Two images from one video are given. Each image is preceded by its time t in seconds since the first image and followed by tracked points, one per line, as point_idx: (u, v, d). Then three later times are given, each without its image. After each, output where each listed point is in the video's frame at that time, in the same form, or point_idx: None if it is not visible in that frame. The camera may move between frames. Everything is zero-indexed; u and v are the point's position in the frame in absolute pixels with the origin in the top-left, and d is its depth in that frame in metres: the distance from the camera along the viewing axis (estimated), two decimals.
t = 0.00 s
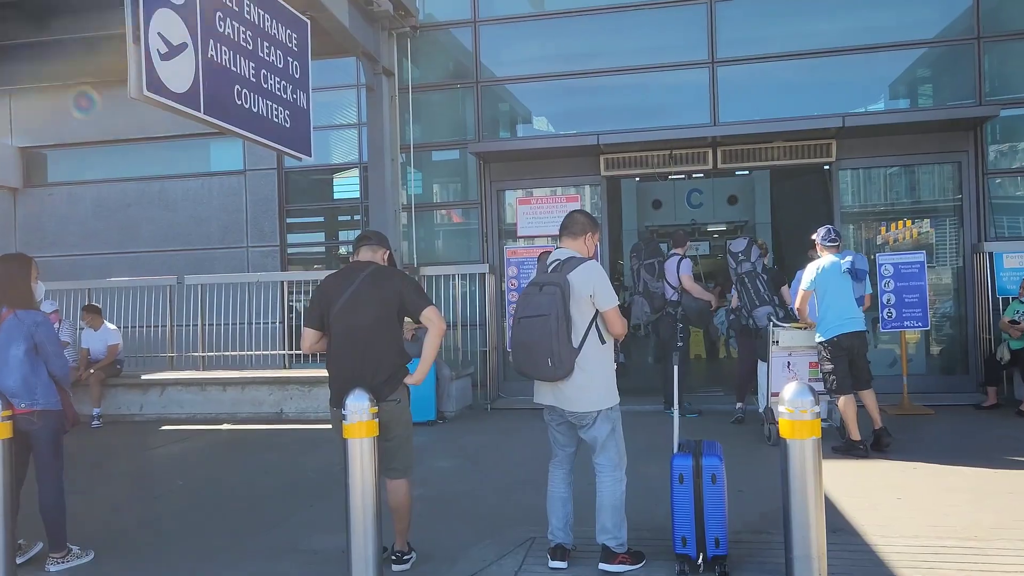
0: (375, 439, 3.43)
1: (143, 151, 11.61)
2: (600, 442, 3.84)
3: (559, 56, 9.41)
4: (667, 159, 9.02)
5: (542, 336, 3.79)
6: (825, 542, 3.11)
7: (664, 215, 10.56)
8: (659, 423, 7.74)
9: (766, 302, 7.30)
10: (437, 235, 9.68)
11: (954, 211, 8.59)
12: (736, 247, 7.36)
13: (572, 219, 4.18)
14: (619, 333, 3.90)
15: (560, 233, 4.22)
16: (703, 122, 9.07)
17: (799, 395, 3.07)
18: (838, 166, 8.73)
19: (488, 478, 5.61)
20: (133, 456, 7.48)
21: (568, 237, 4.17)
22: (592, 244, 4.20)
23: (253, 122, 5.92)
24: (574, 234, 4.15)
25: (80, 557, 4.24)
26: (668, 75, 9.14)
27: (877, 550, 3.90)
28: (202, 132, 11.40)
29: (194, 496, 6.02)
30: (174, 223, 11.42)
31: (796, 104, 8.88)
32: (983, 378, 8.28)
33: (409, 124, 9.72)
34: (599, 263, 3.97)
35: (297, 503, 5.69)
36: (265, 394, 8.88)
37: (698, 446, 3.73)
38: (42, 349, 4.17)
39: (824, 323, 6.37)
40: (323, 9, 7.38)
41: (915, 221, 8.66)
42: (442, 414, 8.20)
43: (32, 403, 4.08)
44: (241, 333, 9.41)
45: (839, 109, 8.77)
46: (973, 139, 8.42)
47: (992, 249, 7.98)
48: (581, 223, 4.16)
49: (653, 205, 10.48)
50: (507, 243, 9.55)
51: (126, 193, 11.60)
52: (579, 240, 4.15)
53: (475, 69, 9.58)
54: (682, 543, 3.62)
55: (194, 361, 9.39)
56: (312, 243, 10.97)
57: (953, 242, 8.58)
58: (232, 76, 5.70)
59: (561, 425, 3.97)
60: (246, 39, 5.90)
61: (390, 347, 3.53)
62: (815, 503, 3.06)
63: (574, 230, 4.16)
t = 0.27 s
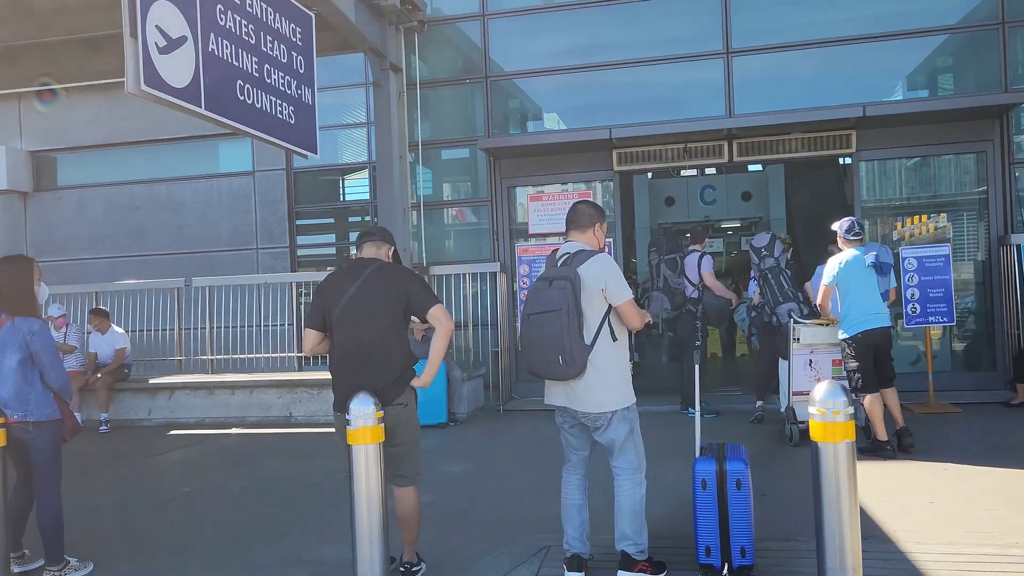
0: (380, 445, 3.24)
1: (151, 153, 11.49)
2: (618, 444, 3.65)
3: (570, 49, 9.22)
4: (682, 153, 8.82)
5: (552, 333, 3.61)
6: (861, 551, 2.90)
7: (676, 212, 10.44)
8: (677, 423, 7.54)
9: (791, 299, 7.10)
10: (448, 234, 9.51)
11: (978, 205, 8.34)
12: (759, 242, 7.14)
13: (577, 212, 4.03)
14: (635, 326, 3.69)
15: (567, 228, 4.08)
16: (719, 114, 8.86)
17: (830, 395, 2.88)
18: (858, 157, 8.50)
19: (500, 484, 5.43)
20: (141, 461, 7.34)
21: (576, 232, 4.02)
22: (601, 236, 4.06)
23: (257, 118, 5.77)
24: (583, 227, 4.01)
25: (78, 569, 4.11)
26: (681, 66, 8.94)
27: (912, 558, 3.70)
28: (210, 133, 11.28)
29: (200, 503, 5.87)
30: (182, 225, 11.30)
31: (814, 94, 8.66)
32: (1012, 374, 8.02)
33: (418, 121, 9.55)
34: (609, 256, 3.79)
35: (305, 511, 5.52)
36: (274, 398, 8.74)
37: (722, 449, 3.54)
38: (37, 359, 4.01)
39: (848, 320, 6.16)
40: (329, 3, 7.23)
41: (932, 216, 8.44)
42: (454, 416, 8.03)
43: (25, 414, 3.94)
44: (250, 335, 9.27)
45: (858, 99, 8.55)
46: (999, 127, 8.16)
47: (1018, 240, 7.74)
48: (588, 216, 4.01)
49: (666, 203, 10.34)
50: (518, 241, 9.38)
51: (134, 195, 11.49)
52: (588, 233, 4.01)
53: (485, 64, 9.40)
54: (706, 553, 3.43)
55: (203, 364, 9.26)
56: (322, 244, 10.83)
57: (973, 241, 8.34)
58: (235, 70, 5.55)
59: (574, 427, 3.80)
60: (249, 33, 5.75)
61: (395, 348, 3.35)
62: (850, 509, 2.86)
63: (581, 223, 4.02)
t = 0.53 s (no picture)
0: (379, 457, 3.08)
1: (157, 155, 11.38)
2: (627, 455, 3.51)
3: (577, 43, 9.04)
4: (694, 147, 8.62)
5: (555, 339, 3.49)
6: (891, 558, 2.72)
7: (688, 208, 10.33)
8: (691, 425, 7.35)
9: (812, 297, 6.92)
10: (456, 234, 9.35)
11: (1001, 197, 8.13)
12: (781, 239, 6.92)
13: (576, 211, 3.85)
14: (648, 326, 3.55)
15: (567, 227, 3.90)
16: (730, 107, 8.66)
17: (857, 400, 2.71)
18: (876, 150, 8.25)
19: (508, 492, 5.26)
20: (145, 469, 7.21)
21: (578, 231, 3.85)
22: (602, 233, 3.90)
23: (256, 118, 5.62)
24: (584, 226, 3.84)
25: None
26: (692, 59, 8.75)
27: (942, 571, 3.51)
28: (215, 134, 11.16)
29: (203, 514, 5.73)
30: (188, 228, 11.18)
31: (830, 85, 8.45)
32: None
33: (424, 119, 9.39)
34: (614, 255, 3.62)
35: (310, 522, 5.37)
36: (280, 402, 8.60)
37: (741, 459, 3.35)
38: (20, 373, 3.93)
39: (867, 317, 5.95)
40: None
41: (945, 210, 8.27)
42: (463, 420, 7.87)
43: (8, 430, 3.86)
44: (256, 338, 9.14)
45: (874, 90, 8.33)
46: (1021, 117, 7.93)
47: None
48: (588, 214, 3.84)
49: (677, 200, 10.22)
50: (526, 240, 9.20)
51: (140, 198, 11.38)
52: (590, 232, 3.85)
53: (490, 60, 9.23)
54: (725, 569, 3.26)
55: (209, 368, 9.13)
56: (329, 245, 10.69)
57: (990, 232, 8.17)
58: (232, 69, 5.41)
59: (579, 436, 3.66)
60: (247, 30, 5.60)
61: (393, 357, 3.19)
62: (879, 538, 2.69)
63: (581, 223, 3.85)
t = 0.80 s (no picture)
0: (372, 469, 2.96)
1: (156, 157, 11.26)
2: (629, 464, 3.41)
3: (578, 38, 8.89)
4: (698, 143, 8.46)
5: (552, 344, 3.36)
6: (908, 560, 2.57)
7: (691, 205, 10.15)
8: (697, 426, 7.21)
9: (822, 294, 6.79)
10: (457, 233, 9.21)
11: (1012, 190, 7.97)
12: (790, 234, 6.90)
13: (572, 209, 3.71)
14: (646, 335, 3.44)
15: (562, 226, 3.76)
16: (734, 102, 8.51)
17: (872, 405, 2.57)
18: (884, 143, 8.09)
19: (509, 498, 5.13)
20: (143, 475, 7.09)
21: (574, 231, 3.71)
22: (600, 232, 3.76)
23: (250, 116, 5.49)
24: (583, 225, 3.70)
25: None
26: (695, 53, 8.60)
27: None
28: (213, 134, 11.03)
29: (201, 523, 5.61)
30: (186, 230, 11.06)
31: (835, 78, 8.30)
32: None
33: (422, 116, 9.25)
34: (614, 256, 3.51)
35: (308, 532, 5.25)
36: (281, 405, 8.48)
37: (749, 465, 3.21)
38: None
39: (875, 314, 5.80)
40: None
41: (951, 204, 8.13)
42: (465, 422, 7.74)
43: None
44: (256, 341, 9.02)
45: (881, 82, 8.17)
46: None
47: None
48: (585, 212, 3.70)
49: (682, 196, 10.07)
50: (528, 239, 9.08)
51: (140, 200, 11.27)
52: (588, 232, 3.71)
53: (489, 56, 9.09)
54: None
55: (208, 372, 9.01)
56: (330, 245, 10.56)
57: (998, 226, 8.04)
58: (223, 66, 5.27)
59: (577, 445, 3.56)
60: (238, 26, 5.47)
61: (386, 363, 3.05)
62: (901, 570, 2.53)
63: (578, 221, 3.70)
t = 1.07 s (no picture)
0: (362, 479, 2.82)
1: (148, 159, 11.10)
2: (629, 472, 3.29)
3: (574, 35, 8.78)
4: (696, 140, 8.34)
5: (550, 347, 3.22)
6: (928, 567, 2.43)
7: (690, 205, 10.04)
8: (699, 429, 7.08)
9: (819, 295, 6.67)
10: (453, 234, 9.07)
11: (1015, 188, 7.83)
12: (785, 234, 6.75)
13: (565, 205, 3.56)
14: (641, 337, 3.35)
15: (555, 224, 3.63)
16: (733, 98, 8.39)
17: (886, 412, 2.44)
18: (885, 140, 7.96)
19: (507, 506, 4.99)
20: (134, 484, 6.93)
21: (568, 229, 3.58)
22: (594, 230, 3.64)
23: (238, 115, 5.35)
24: (577, 224, 3.57)
25: None
26: (692, 49, 8.48)
27: None
28: (205, 135, 10.88)
29: (191, 534, 5.45)
30: (179, 233, 10.91)
31: (835, 74, 8.18)
32: None
33: (417, 115, 9.11)
34: (611, 255, 3.40)
35: (301, 543, 5.10)
36: (274, 410, 8.33)
37: (757, 472, 3.11)
38: None
39: (880, 312, 5.67)
40: None
41: (948, 203, 7.99)
42: (461, 426, 7.59)
43: None
44: (249, 344, 8.86)
45: (881, 78, 8.05)
46: None
47: None
48: (578, 209, 3.56)
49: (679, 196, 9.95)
50: (526, 240, 8.96)
51: (132, 203, 11.11)
52: (583, 231, 3.59)
53: (484, 54, 8.96)
54: None
55: (200, 377, 8.86)
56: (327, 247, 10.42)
57: (994, 221, 7.89)
58: (210, 63, 5.13)
59: (573, 453, 3.45)
60: (225, 22, 5.33)
61: (376, 368, 2.91)
62: (917, 569, 2.39)
63: (571, 219, 3.57)
